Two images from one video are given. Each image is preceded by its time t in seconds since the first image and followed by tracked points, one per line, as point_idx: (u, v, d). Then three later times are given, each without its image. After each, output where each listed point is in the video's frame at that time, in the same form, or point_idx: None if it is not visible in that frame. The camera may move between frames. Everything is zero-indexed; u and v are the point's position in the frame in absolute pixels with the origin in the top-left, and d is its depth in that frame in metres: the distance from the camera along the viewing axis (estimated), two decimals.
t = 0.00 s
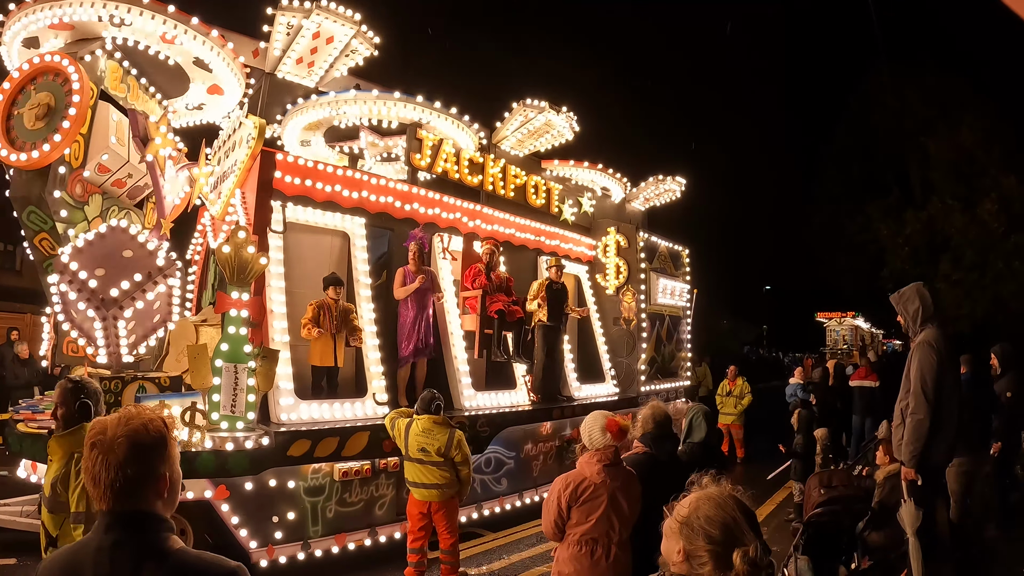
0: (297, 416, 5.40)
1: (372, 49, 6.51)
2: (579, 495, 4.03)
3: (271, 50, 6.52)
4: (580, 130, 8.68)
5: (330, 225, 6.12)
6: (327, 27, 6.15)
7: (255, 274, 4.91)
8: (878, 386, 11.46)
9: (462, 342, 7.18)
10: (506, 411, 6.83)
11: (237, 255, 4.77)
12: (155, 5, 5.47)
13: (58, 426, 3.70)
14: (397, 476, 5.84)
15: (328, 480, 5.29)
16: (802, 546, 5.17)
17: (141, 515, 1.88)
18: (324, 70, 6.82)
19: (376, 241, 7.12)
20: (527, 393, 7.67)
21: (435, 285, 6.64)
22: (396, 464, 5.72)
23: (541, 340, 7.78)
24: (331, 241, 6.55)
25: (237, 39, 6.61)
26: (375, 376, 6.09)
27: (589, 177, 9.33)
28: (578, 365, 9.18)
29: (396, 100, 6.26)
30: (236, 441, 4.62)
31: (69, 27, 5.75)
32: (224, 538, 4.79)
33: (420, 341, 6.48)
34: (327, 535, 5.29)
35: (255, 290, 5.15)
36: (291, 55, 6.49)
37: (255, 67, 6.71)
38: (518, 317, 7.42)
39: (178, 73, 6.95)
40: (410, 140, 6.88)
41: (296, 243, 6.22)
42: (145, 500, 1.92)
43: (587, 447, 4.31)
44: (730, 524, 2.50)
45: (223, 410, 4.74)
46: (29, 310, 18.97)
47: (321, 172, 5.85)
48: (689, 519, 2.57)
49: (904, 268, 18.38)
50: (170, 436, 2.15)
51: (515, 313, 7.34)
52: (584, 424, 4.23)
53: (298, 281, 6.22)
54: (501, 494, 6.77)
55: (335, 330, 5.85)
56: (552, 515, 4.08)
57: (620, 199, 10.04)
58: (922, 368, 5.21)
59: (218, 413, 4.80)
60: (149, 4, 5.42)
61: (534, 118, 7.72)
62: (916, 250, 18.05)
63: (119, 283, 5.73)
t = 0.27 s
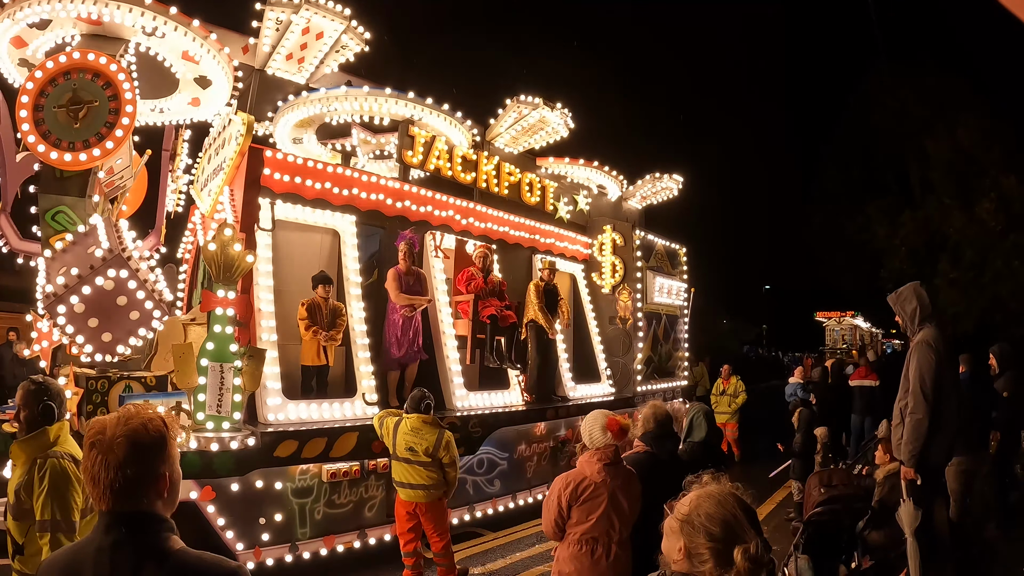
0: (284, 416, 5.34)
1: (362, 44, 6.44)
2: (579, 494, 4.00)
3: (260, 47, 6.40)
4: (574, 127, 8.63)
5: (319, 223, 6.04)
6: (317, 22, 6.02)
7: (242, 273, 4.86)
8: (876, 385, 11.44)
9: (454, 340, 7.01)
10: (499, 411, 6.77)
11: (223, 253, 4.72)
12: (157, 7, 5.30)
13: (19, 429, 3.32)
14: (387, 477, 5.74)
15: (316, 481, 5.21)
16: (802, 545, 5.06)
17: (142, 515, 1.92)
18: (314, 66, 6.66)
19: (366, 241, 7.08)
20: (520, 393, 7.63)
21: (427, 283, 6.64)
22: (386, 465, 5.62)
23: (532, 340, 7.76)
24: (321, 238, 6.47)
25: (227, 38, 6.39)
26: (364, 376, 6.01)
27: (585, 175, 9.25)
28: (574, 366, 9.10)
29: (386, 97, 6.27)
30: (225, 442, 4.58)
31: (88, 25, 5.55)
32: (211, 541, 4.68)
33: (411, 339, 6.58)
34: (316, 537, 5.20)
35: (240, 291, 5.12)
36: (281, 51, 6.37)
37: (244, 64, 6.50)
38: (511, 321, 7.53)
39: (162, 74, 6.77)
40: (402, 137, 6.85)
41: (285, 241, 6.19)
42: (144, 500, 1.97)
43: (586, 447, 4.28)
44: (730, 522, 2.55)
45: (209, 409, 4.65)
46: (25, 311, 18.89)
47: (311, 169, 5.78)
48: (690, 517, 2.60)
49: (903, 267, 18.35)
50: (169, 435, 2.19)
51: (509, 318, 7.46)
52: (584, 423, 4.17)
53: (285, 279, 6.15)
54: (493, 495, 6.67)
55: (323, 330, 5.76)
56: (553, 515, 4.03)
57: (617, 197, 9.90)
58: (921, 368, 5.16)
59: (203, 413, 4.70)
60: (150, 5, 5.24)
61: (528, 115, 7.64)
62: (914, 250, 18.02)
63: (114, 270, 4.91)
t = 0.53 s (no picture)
0: (272, 416, 5.28)
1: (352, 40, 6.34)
2: (579, 494, 3.96)
3: (250, 43, 6.31)
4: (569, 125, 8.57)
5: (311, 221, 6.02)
6: (306, 18, 5.96)
7: (229, 270, 4.80)
8: (876, 384, 11.37)
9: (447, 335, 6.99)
10: (492, 411, 6.72)
11: (210, 250, 4.66)
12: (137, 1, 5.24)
13: None
14: (377, 479, 5.71)
15: (304, 483, 5.21)
16: (803, 544, 4.95)
17: (143, 516, 1.90)
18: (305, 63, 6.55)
19: (357, 239, 7.01)
20: (514, 394, 7.43)
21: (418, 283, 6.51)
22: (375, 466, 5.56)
23: (526, 337, 7.78)
24: (311, 236, 6.43)
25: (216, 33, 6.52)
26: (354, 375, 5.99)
27: (580, 173, 9.14)
28: (570, 365, 9.06)
29: (377, 93, 6.15)
30: (212, 442, 4.46)
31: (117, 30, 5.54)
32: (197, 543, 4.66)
33: (401, 340, 6.46)
34: (303, 539, 5.18)
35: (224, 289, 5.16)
36: (270, 47, 6.28)
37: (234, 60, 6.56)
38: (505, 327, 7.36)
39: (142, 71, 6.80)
40: (394, 134, 6.83)
41: (274, 239, 6.17)
42: (145, 500, 1.94)
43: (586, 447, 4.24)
44: (731, 521, 2.51)
45: (194, 410, 4.56)
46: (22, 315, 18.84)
47: (300, 166, 5.76)
48: (689, 516, 2.57)
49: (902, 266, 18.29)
50: (170, 434, 2.15)
51: (501, 323, 7.29)
52: (585, 423, 4.15)
53: (274, 277, 6.16)
54: (486, 497, 6.66)
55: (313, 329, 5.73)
56: (552, 516, 4.01)
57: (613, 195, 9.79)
58: (920, 367, 5.12)
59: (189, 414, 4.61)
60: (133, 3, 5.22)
61: (522, 111, 7.61)
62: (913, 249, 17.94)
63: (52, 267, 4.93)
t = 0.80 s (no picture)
0: (262, 416, 5.25)
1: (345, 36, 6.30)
2: (582, 493, 3.93)
3: (241, 39, 6.27)
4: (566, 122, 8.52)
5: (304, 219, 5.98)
6: (298, 14, 5.88)
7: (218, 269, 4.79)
8: (876, 383, 11.33)
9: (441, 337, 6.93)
10: (486, 412, 6.69)
11: (199, 248, 4.63)
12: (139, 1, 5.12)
13: None
14: (368, 480, 5.63)
15: (294, 484, 5.10)
16: (804, 544, 4.84)
17: (144, 516, 1.88)
18: (298, 59, 6.56)
19: (350, 238, 6.90)
20: (509, 395, 7.48)
21: (414, 280, 6.54)
22: (367, 466, 5.50)
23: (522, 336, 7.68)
24: (302, 235, 6.23)
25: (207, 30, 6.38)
26: (346, 374, 5.96)
27: (577, 170, 9.02)
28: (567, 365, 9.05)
29: (371, 90, 6.09)
30: (201, 442, 4.44)
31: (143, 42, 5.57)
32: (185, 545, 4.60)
33: (397, 337, 6.40)
34: (295, 541, 5.07)
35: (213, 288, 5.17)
36: (263, 44, 6.26)
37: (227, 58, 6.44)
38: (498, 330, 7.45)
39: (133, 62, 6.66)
40: (387, 131, 6.70)
41: (266, 237, 5.96)
42: (145, 499, 1.92)
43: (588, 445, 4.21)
44: (734, 518, 2.63)
45: (183, 410, 4.53)
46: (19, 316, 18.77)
47: (292, 164, 5.75)
48: (694, 514, 2.67)
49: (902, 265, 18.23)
50: (171, 433, 2.12)
51: (496, 326, 7.38)
52: (586, 421, 4.09)
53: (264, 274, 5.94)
54: (481, 498, 6.51)
55: (305, 327, 5.73)
56: (554, 514, 3.97)
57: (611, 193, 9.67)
58: (921, 366, 5.08)
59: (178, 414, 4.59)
60: None
61: (518, 108, 7.49)
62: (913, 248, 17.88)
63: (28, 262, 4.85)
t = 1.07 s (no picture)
0: (249, 417, 5.19)
1: (336, 31, 6.18)
2: (582, 493, 3.90)
3: (232, 35, 6.20)
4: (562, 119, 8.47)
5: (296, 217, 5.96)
6: (287, 9, 5.82)
7: (204, 267, 4.65)
8: (877, 383, 11.28)
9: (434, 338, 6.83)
10: (479, 412, 6.64)
11: (185, 246, 4.52)
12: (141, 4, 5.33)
13: None
14: (358, 481, 5.54)
15: (283, 485, 5.01)
16: (805, 543, 4.92)
17: (149, 516, 1.84)
18: (289, 56, 6.46)
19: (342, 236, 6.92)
20: (504, 394, 7.37)
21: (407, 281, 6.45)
22: (357, 468, 5.41)
23: (517, 337, 7.60)
24: (294, 232, 6.38)
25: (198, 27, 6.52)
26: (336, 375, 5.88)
27: (574, 169, 9.07)
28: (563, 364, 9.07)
29: (363, 87, 6.08)
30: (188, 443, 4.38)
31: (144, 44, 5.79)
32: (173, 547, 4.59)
33: (389, 337, 6.35)
34: (283, 543, 4.99)
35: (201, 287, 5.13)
36: (253, 40, 6.16)
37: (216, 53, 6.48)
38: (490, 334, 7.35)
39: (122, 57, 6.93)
40: (380, 128, 6.68)
41: (256, 234, 6.08)
42: (151, 499, 1.88)
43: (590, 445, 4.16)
44: (736, 515, 2.64)
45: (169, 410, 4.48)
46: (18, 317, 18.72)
47: (282, 161, 5.68)
48: (695, 513, 2.68)
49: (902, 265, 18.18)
50: (176, 432, 2.09)
51: (488, 330, 7.23)
52: (588, 421, 4.06)
53: (252, 272, 6.05)
54: (474, 500, 6.44)
55: (295, 325, 5.75)
56: (556, 513, 3.93)
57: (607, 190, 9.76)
58: (921, 365, 5.04)
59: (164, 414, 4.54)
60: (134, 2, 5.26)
61: (512, 105, 7.48)
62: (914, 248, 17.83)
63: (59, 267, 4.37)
